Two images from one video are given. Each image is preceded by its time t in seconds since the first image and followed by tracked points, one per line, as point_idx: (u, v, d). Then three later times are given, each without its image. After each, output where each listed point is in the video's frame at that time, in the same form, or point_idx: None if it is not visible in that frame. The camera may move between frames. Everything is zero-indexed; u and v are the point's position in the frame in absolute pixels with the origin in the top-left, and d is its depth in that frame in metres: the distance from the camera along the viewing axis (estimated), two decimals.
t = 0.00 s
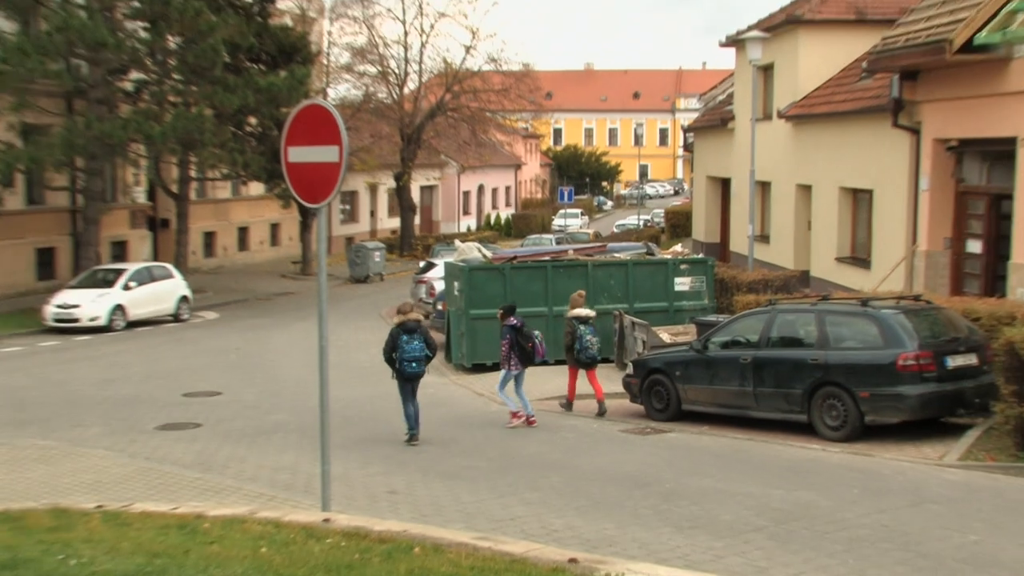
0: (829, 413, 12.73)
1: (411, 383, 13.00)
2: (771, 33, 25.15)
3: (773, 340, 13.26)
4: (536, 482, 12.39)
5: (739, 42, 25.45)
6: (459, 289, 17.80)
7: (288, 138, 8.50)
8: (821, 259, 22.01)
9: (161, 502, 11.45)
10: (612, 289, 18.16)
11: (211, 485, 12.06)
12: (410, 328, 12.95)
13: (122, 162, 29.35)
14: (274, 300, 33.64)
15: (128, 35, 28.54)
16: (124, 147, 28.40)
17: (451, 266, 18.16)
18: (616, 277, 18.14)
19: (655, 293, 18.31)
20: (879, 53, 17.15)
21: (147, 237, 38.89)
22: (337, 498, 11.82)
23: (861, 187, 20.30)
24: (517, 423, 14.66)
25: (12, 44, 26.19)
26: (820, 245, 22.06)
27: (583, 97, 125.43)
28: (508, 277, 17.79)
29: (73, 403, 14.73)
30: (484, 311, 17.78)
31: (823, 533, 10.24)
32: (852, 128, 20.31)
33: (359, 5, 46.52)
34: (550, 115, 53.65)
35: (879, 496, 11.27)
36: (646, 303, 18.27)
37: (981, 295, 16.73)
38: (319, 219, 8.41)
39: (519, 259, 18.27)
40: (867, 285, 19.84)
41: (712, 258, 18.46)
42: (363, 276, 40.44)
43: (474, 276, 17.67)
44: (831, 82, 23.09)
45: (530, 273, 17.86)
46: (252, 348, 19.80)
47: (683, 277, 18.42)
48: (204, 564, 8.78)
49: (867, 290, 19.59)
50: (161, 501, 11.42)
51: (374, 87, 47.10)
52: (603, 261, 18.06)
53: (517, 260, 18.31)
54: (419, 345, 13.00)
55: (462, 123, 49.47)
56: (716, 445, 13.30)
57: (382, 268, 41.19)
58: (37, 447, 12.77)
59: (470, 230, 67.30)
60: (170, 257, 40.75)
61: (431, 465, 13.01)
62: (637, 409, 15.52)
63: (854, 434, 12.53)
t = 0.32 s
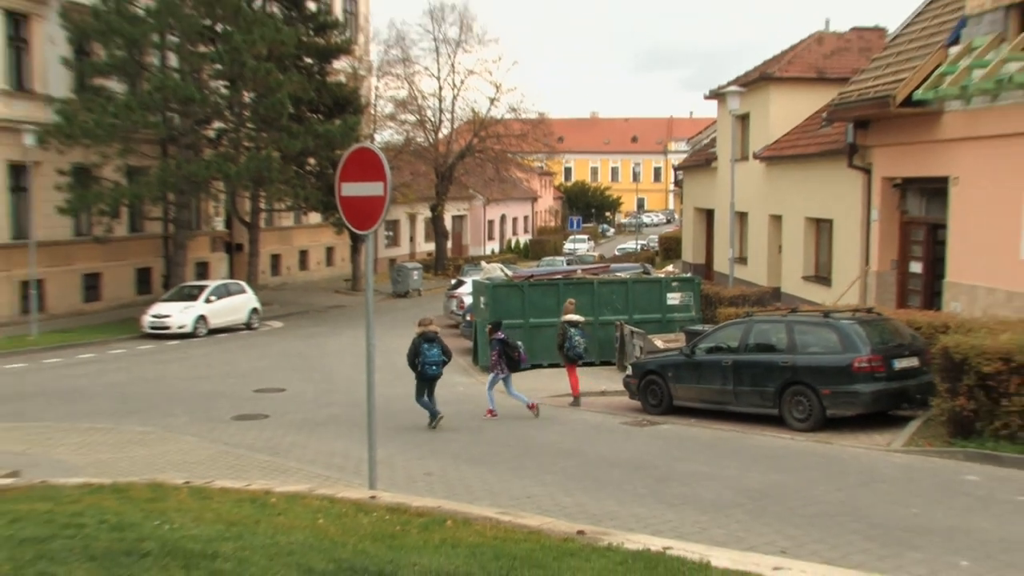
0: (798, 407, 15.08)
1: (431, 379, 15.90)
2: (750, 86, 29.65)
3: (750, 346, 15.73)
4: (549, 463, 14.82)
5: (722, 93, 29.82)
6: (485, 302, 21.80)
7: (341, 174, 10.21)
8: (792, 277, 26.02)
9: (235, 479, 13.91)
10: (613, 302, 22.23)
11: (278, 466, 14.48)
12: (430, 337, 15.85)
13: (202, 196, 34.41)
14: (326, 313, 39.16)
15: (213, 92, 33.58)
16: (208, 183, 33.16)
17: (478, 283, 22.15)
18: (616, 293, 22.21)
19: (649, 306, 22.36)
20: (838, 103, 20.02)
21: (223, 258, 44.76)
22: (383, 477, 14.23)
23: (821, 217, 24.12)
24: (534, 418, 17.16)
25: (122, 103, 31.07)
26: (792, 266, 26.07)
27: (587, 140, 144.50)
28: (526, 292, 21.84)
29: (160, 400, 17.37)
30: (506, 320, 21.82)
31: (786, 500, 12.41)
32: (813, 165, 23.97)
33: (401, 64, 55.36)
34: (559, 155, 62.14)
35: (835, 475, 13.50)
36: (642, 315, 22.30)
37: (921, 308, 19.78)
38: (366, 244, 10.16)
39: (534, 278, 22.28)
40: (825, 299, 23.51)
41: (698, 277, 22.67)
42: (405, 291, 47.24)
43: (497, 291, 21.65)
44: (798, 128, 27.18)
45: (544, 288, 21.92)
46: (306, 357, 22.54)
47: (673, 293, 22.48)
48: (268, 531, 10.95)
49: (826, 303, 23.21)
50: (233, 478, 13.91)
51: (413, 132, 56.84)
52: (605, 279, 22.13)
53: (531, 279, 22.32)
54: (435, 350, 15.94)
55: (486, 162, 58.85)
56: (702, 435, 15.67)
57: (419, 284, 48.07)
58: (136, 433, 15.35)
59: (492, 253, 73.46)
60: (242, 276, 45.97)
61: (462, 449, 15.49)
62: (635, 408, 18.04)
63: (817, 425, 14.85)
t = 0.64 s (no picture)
0: (775, 404, 17.46)
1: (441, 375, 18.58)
2: (733, 127, 32.61)
3: (735, 351, 18.20)
4: (559, 448, 16.99)
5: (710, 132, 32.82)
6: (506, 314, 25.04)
7: (381, 203, 11.10)
8: (771, 291, 29.27)
9: (290, 463, 15.67)
10: (616, 314, 25.55)
11: (327, 454, 16.34)
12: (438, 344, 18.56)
13: (262, 221, 38.73)
14: (368, 323, 42.72)
15: (273, 133, 37.74)
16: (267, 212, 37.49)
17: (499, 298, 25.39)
18: (619, 306, 25.56)
19: (647, 317, 25.83)
20: (809, 143, 24.13)
21: (282, 275, 48.75)
22: (417, 465, 15.58)
23: (796, 240, 27.37)
24: (547, 417, 19.47)
25: (198, 143, 35.54)
26: (770, 282, 29.34)
27: (596, 171, 149.67)
28: (540, 305, 25.07)
29: (225, 407, 20.07)
30: (524, 329, 25.02)
31: (757, 467, 14.75)
32: (791, 194, 27.21)
33: (434, 108, 58.33)
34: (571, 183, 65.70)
35: (804, 454, 15.58)
36: (641, 324, 25.77)
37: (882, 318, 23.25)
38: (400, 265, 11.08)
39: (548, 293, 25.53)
40: (800, 311, 26.74)
41: (689, 291, 26.27)
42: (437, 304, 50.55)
43: (517, 305, 24.92)
44: (777, 162, 30.12)
45: (556, 302, 25.15)
46: (347, 372, 25.29)
47: (668, 305, 26.03)
48: (319, 509, 10.73)
49: (801, 314, 26.44)
50: (288, 463, 15.65)
51: (444, 166, 59.97)
52: (610, 294, 25.46)
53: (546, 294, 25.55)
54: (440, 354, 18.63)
55: (507, 192, 62.48)
56: (692, 430, 17.88)
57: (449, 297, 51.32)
58: (209, 423, 18.49)
59: (515, 273, 76.92)
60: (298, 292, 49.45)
61: (486, 436, 18.01)
62: (636, 409, 20.30)
63: (792, 419, 17.20)
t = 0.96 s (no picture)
0: (794, 416, 17.37)
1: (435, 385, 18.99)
2: (751, 138, 32.53)
3: (753, 363, 18.15)
4: (578, 459, 16.95)
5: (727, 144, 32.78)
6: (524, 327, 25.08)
7: (401, 213, 11.09)
8: (789, 303, 29.19)
9: (308, 474, 15.67)
10: (634, 325, 25.55)
11: (345, 465, 16.36)
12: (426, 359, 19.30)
13: (281, 232, 38.95)
14: (387, 333, 42.82)
15: (292, 144, 37.92)
16: (286, 223, 37.64)
17: (517, 310, 25.44)
18: (637, 317, 25.57)
19: (666, 328, 25.80)
20: (827, 155, 24.05)
21: (300, 287, 49.01)
22: (435, 476, 15.60)
23: (815, 251, 27.28)
24: (564, 429, 19.44)
25: (217, 154, 35.69)
26: (789, 294, 29.25)
27: (614, 183, 149.77)
28: (558, 317, 25.09)
29: (243, 418, 20.15)
30: (542, 341, 25.06)
31: (776, 479, 14.68)
32: (809, 206, 27.15)
33: (452, 119, 58.59)
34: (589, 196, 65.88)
35: (825, 466, 15.46)
36: (660, 336, 25.74)
37: (901, 330, 23.08)
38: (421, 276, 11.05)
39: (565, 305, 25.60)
40: (819, 322, 26.63)
41: (708, 303, 26.24)
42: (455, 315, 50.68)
43: (535, 317, 24.97)
44: (794, 174, 30.07)
45: (574, 314, 25.18)
46: (365, 383, 25.33)
47: (687, 317, 26.01)
48: (336, 520, 10.74)
49: (820, 325, 26.32)
50: (306, 474, 15.63)
51: (462, 178, 60.05)
52: (627, 305, 25.48)
53: (563, 307, 25.60)
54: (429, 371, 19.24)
55: (525, 204, 62.71)
56: (711, 442, 17.79)
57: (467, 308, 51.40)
58: (227, 434, 18.57)
59: (533, 284, 77.06)
60: (317, 303, 49.61)
61: (504, 447, 18.00)
62: (654, 421, 20.24)
63: (811, 432, 17.11)
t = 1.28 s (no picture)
0: (812, 428, 17.29)
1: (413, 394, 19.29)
2: (767, 149, 32.49)
3: (771, 374, 18.08)
4: (594, 470, 16.91)
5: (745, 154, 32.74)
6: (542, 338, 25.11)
7: (418, 225, 11.16)
8: (807, 314, 29.08)
9: (325, 485, 15.67)
10: (651, 336, 25.51)
11: (362, 476, 16.39)
12: (411, 367, 19.30)
13: (299, 243, 39.12)
14: (405, 345, 42.87)
15: (310, 156, 38.10)
16: (303, 234, 37.79)
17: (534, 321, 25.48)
18: (654, 328, 25.54)
19: (684, 339, 25.75)
20: (844, 165, 23.98)
21: (317, 298, 49.19)
22: (452, 487, 15.62)
23: (832, 262, 27.18)
24: (581, 441, 19.42)
25: (235, 166, 35.87)
26: (806, 305, 29.14)
27: (631, 195, 149.70)
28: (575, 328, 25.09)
29: (260, 429, 20.22)
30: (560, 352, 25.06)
31: (794, 491, 14.60)
32: (826, 217, 27.07)
33: (469, 130, 58.71)
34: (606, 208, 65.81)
35: (843, 478, 15.37)
36: (677, 347, 25.68)
37: (920, 341, 22.94)
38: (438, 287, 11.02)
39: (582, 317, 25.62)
40: (837, 333, 26.51)
41: (725, 314, 26.17)
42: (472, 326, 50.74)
43: (552, 328, 24.98)
44: (811, 185, 30.00)
45: (591, 325, 25.18)
46: (382, 394, 25.38)
47: (704, 328, 25.95)
48: (353, 531, 10.76)
49: (839, 336, 26.20)
50: (324, 485, 15.65)
51: (479, 189, 60.19)
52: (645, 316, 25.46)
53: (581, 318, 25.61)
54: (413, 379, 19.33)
55: (542, 215, 62.81)
56: (729, 454, 17.72)
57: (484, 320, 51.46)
58: (245, 444, 18.62)
59: (550, 296, 77.02)
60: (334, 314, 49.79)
61: (521, 458, 17.99)
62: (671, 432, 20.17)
63: (829, 443, 17.01)
